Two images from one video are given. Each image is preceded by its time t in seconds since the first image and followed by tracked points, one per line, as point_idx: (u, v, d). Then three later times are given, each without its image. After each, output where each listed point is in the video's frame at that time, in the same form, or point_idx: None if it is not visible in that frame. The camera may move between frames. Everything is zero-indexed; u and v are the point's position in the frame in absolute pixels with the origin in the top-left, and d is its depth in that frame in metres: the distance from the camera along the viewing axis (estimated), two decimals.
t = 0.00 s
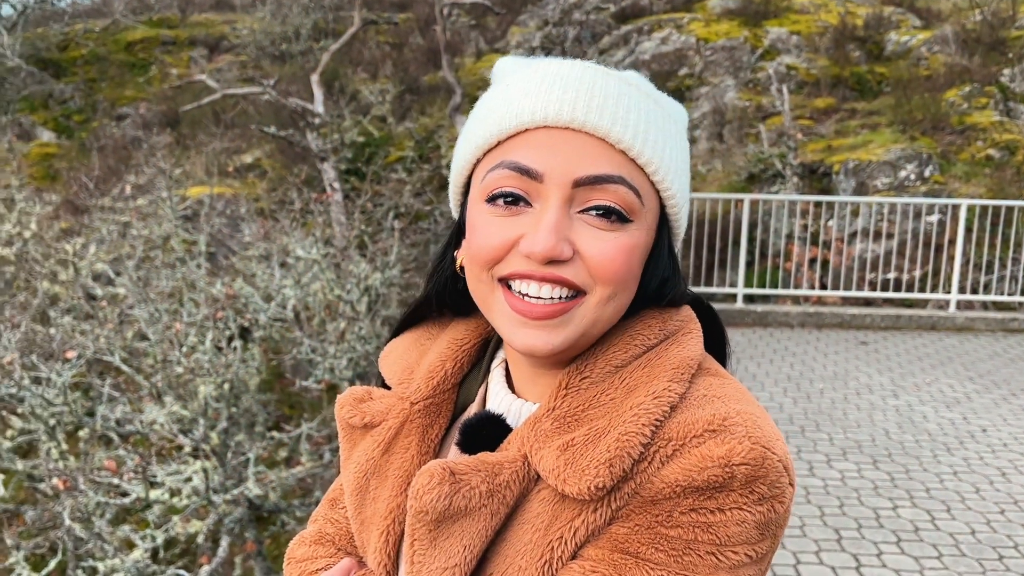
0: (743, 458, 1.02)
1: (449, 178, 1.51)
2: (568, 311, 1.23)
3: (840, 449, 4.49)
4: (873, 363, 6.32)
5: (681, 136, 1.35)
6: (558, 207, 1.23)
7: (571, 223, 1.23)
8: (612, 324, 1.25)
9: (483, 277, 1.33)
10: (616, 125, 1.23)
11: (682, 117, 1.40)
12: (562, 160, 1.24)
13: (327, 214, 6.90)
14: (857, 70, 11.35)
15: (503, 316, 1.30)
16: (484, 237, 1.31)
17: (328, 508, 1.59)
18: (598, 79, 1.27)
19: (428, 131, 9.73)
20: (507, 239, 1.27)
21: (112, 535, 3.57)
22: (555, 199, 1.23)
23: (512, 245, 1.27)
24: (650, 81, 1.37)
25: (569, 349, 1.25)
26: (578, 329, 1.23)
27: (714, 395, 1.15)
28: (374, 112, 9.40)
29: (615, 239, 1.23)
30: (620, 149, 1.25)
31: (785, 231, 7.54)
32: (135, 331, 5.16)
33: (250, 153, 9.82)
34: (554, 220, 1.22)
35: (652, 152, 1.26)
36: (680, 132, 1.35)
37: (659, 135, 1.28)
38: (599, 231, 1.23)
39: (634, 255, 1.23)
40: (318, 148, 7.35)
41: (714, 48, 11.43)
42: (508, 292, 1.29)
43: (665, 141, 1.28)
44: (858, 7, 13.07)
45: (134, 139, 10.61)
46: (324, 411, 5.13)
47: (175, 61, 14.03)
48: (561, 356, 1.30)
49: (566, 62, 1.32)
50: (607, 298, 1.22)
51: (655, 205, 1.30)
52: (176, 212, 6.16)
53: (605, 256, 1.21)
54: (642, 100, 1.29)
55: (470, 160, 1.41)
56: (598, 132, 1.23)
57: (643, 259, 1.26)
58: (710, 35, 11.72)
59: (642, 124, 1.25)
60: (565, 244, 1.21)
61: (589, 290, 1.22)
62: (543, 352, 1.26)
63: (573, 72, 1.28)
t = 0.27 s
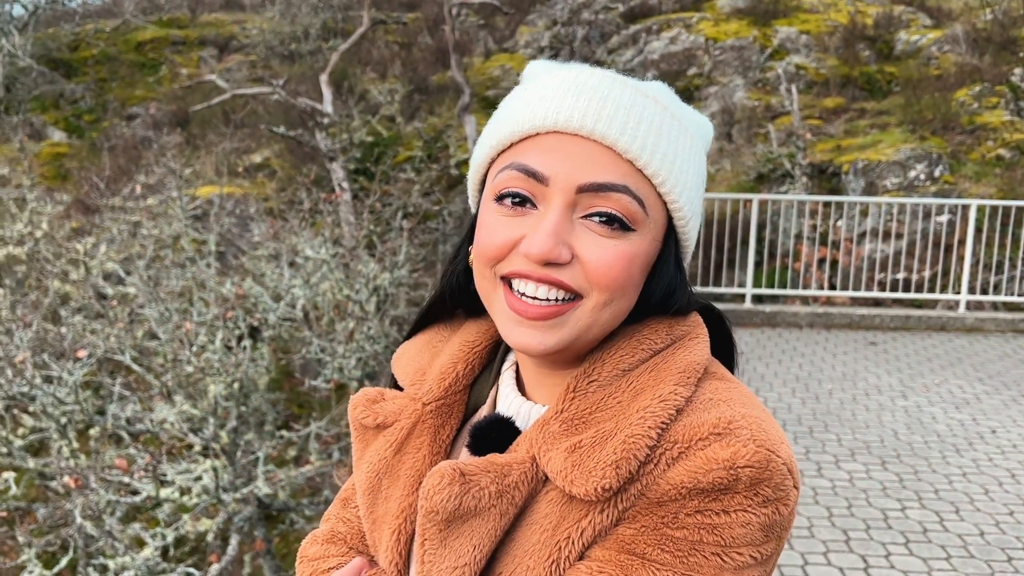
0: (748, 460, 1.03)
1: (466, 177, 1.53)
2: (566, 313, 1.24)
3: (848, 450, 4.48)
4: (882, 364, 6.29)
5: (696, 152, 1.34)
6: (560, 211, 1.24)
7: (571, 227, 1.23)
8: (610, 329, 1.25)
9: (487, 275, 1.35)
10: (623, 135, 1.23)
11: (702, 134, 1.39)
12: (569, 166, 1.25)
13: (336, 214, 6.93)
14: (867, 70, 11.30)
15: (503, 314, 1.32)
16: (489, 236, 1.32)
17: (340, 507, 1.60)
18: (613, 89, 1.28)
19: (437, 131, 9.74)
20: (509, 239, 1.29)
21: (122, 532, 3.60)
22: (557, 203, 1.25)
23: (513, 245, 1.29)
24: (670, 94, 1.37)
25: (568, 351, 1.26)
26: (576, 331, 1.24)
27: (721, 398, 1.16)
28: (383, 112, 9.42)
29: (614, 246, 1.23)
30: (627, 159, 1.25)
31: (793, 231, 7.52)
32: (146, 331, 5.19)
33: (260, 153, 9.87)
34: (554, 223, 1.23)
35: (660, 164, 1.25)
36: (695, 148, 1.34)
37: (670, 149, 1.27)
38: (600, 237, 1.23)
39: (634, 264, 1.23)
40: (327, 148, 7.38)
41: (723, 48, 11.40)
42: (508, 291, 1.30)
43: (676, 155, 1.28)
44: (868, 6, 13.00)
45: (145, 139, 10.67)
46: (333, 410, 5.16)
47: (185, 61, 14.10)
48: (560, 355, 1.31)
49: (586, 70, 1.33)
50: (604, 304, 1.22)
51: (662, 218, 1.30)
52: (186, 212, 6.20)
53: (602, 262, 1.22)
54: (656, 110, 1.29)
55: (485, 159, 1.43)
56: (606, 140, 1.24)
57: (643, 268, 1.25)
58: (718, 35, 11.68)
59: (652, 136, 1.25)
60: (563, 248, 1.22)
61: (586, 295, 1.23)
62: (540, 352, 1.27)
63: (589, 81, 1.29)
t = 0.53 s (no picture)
0: (756, 462, 1.03)
1: (479, 176, 1.54)
2: (575, 316, 1.24)
3: (855, 451, 4.46)
4: (890, 365, 6.27)
5: (708, 160, 1.34)
6: (571, 214, 1.24)
7: (581, 231, 1.24)
8: (619, 332, 1.26)
9: (497, 276, 1.35)
10: (637, 142, 1.23)
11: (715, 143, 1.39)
12: (581, 170, 1.25)
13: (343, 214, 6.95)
14: (874, 70, 11.27)
15: (513, 315, 1.32)
16: (499, 237, 1.33)
17: (348, 507, 1.61)
18: (628, 94, 1.28)
19: (443, 131, 9.75)
20: (519, 241, 1.29)
21: (129, 532, 3.62)
22: (568, 207, 1.25)
23: (524, 247, 1.29)
24: (683, 99, 1.37)
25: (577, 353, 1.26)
26: (585, 333, 1.24)
27: (728, 400, 1.16)
28: (389, 113, 9.44)
29: (624, 250, 1.23)
30: (639, 164, 1.25)
31: (800, 231, 7.50)
32: (153, 331, 5.22)
33: (267, 154, 9.90)
34: (565, 226, 1.23)
35: (671, 171, 1.25)
36: (708, 155, 1.34)
37: (682, 155, 1.27)
38: (610, 242, 1.23)
39: (643, 269, 1.24)
40: (334, 149, 7.40)
41: (730, 49, 11.38)
42: (518, 291, 1.30)
43: (688, 161, 1.28)
44: (875, 6, 12.95)
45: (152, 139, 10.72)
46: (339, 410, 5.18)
47: (192, 61, 14.15)
48: (567, 357, 1.31)
49: (601, 73, 1.33)
50: (615, 307, 1.23)
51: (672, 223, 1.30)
52: (194, 212, 6.23)
53: (613, 267, 1.22)
54: (669, 116, 1.29)
55: (498, 161, 1.44)
56: (618, 146, 1.24)
57: (653, 272, 1.26)
58: (725, 35, 11.66)
59: (664, 142, 1.25)
60: (573, 252, 1.22)
61: (595, 298, 1.23)
62: (549, 353, 1.27)
63: (604, 86, 1.29)
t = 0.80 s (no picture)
0: (759, 464, 1.03)
1: (485, 180, 1.55)
2: (581, 318, 1.24)
3: (859, 453, 4.46)
4: (894, 367, 6.26)
5: (713, 165, 1.35)
6: (577, 218, 1.25)
7: (587, 234, 1.24)
8: (624, 335, 1.26)
9: (503, 279, 1.36)
10: (642, 147, 1.24)
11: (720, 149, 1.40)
12: (586, 174, 1.26)
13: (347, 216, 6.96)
14: (879, 71, 11.25)
15: (518, 317, 1.32)
16: (505, 240, 1.34)
17: (355, 508, 1.62)
18: (633, 99, 1.29)
19: (447, 132, 9.77)
20: (525, 244, 1.30)
21: (134, 532, 3.63)
22: (574, 210, 1.26)
23: (530, 250, 1.29)
24: (688, 104, 1.37)
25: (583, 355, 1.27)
26: (590, 336, 1.25)
27: (732, 403, 1.17)
28: (394, 114, 9.45)
29: (629, 254, 1.23)
30: (644, 168, 1.25)
31: (804, 232, 7.49)
32: (158, 331, 5.23)
33: (271, 155, 9.93)
34: (571, 229, 1.24)
35: (676, 175, 1.26)
36: (713, 161, 1.34)
37: (686, 160, 1.28)
38: (615, 245, 1.24)
39: (648, 272, 1.24)
40: (338, 150, 7.42)
41: (734, 50, 11.37)
42: (524, 294, 1.31)
43: (693, 166, 1.28)
44: (880, 7, 12.93)
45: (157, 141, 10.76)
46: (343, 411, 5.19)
47: (197, 62, 14.19)
48: (572, 358, 1.32)
49: (606, 79, 1.34)
50: (620, 310, 1.23)
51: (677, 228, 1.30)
52: (199, 213, 6.25)
53: (618, 270, 1.22)
54: (674, 121, 1.30)
55: (504, 164, 1.45)
56: (623, 150, 1.24)
57: (657, 276, 1.26)
58: (729, 36, 11.66)
59: (669, 147, 1.26)
60: (579, 255, 1.23)
61: (600, 301, 1.24)
62: (555, 354, 1.28)
63: (610, 91, 1.29)
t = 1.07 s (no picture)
0: (766, 474, 1.04)
1: (486, 188, 1.58)
2: (565, 314, 1.25)
3: (861, 455, 4.46)
4: (896, 369, 6.25)
5: (704, 164, 1.34)
6: (559, 215, 1.27)
7: (569, 230, 1.25)
8: (611, 331, 1.26)
9: (495, 279, 1.38)
10: (622, 143, 1.25)
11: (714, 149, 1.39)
12: (568, 172, 1.28)
13: (349, 218, 6.97)
14: (881, 73, 11.25)
15: (507, 315, 1.33)
16: (494, 241, 1.36)
17: (360, 509, 1.62)
18: (617, 100, 1.31)
19: (450, 134, 9.78)
20: (512, 243, 1.31)
21: (137, 534, 3.64)
22: (557, 207, 1.27)
23: (516, 248, 1.31)
24: (679, 106, 1.38)
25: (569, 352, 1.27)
26: (574, 331, 1.25)
27: (739, 413, 1.17)
28: (396, 116, 9.47)
29: (611, 248, 1.24)
30: (625, 165, 1.26)
31: (806, 234, 7.50)
32: (160, 333, 5.25)
33: (274, 157, 9.95)
34: (553, 226, 1.25)
35: (658, 170, 1.26)
36: (704, 159, 1.34)
37: (671, 156, 1.28)
38: (598, 241, 1.24)
39: (632, 267, 1.24)
40: (341, 152, 7.44)
41: (735, 52, 11.37)
42: (511, 291, 1.32)
43: (677, 161, 1.28)
44: (882, 9, 12.92)
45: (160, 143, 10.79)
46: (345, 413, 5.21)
47: (200, 64, 14.22)
48: (562, 356, 1.32)
49: (593, 84, 1.36)
50: (603, 305, 1.23)
51: (665, 224, 1.30)
52: (201, 215, 6.27)
53: (599, 264, 1.23)
54: (659, 119, 1.31)
55: (499, 171, 1.47)
56: (603, 147, 1.26)
57: (643, 271, 1.26)
58: (731, 38, 11.66)
59: (652, 144, 1.27)
60: (561, 250, 1.24)
61: (585, 296, 1.24)
62: (541, 350, 1.28)
63: (594, 93, 1.32)
